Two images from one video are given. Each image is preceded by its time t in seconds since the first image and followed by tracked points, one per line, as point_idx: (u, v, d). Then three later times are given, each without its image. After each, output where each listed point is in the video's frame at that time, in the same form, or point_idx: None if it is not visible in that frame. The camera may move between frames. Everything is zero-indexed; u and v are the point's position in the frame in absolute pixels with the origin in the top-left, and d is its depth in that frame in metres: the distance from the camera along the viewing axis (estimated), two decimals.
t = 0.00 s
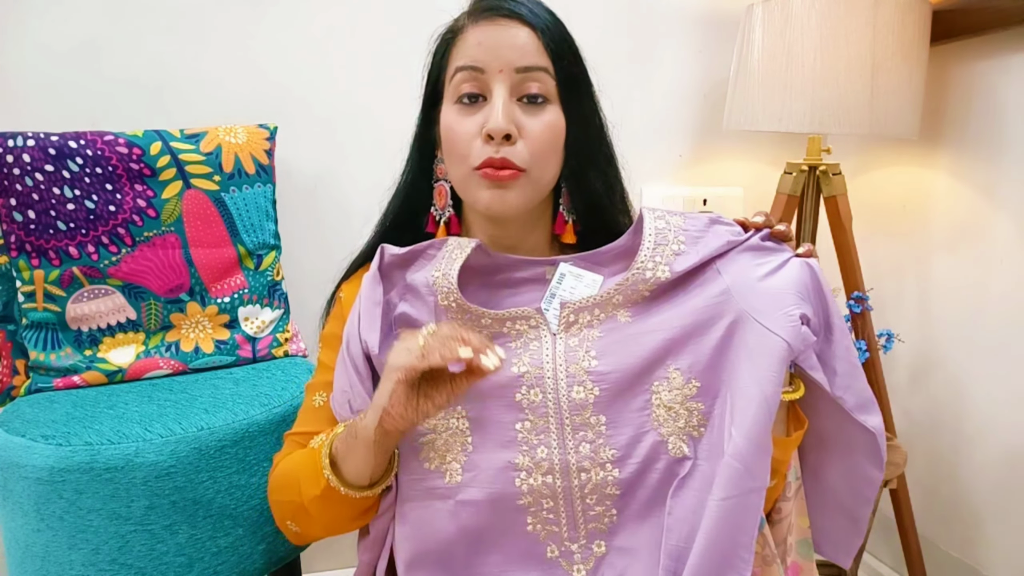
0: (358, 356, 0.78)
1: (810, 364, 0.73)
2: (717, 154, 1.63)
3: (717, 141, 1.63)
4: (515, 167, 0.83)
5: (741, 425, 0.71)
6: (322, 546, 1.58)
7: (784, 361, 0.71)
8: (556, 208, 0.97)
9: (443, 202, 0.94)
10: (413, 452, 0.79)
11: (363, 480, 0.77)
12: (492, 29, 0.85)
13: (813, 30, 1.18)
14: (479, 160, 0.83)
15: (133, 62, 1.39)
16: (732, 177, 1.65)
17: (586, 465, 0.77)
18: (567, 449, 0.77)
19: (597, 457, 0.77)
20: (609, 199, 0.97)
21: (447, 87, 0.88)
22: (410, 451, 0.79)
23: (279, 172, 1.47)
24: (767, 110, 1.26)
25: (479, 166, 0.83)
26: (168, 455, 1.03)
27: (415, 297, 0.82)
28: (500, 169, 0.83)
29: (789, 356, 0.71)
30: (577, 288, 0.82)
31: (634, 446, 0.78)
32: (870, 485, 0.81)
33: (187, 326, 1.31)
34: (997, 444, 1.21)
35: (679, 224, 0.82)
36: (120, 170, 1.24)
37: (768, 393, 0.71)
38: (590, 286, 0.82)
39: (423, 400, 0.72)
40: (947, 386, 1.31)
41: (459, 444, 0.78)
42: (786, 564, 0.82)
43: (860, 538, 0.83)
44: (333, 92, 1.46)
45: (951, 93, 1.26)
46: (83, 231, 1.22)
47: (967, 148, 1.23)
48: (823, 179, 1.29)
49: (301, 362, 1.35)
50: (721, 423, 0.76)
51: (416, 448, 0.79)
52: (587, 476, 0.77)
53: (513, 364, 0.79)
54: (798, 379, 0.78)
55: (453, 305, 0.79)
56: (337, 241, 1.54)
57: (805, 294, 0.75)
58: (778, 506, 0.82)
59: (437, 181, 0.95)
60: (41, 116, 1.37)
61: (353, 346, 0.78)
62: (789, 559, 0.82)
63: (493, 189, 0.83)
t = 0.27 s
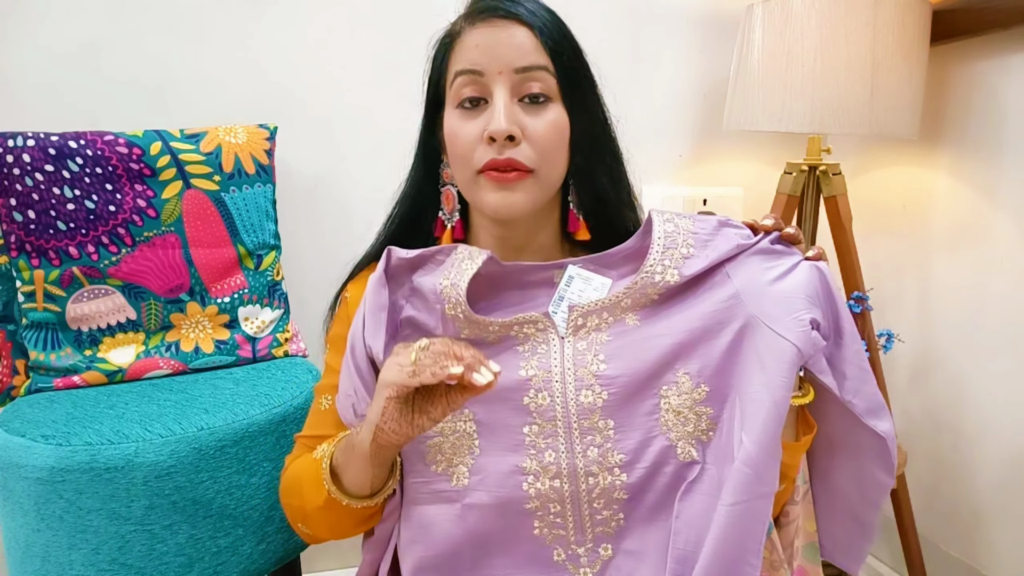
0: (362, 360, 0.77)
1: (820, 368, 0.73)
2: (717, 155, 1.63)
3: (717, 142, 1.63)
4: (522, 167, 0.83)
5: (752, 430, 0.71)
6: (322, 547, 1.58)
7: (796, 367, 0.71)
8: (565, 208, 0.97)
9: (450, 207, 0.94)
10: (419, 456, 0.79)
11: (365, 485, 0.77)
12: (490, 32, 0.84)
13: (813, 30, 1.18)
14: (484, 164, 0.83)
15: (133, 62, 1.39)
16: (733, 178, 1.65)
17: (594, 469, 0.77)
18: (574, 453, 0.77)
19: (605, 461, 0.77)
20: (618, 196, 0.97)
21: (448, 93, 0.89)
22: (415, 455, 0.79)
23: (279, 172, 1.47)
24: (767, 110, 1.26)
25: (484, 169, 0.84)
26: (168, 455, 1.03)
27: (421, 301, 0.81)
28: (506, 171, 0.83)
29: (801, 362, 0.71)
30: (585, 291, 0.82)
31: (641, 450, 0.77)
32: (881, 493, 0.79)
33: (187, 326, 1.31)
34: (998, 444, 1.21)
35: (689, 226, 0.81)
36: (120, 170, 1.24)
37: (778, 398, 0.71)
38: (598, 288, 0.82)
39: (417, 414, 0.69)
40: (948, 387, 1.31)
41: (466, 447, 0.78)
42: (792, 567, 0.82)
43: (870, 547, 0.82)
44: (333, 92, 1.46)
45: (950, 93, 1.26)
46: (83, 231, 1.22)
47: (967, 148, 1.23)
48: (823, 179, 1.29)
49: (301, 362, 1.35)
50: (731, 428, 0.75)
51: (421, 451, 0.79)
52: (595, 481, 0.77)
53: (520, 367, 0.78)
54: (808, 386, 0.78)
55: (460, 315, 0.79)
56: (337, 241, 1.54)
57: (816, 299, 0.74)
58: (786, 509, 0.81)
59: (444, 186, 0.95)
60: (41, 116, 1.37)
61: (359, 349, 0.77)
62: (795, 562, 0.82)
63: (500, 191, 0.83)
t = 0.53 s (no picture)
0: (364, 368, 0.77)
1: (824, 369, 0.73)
2: (717, 155, 1.63)
3: (716, 142, 1.63)
4: (535, 169, 0.83)
5: (758, 432, 0.71)
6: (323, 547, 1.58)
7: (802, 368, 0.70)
8: (570, 206, 0.97)
9: (450, 210, 0.95)
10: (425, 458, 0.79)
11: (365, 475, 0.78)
12: (497, 31, 0.85)
13: (813, 30, 1.18)
14: (497, 165, 0.83)
15: (133, 62, 1.38)
16: (733, 177, 1.65)
17: (599, 471, 0.77)
18: (580, 454, 0.77)
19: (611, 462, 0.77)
20: (621, 197, 0.97)
21: (455, 94, 0.88)
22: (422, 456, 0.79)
23: (279, 172, 1.47)
24: (768, 110, 1.26)
25: (497, 171, 0.83)
26: (168, 455, 1.03)
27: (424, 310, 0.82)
28: (520, 173, 0.83)
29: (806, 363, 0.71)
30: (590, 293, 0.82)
31: (647, 451, 0.77)
32: (886, 494, 0.80)
33: (187, 326, 1.31)
34: (998, 444, 1.21)
35: (694, 228, 0.81)
36: (120, 170, 1.24)
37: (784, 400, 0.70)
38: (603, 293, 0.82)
39: (408, 385, 0.71)
40: (948, 387, 1.31)
41: (471, 448, 0.78)
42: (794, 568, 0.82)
43: (874, 548, 0.82)
44: (333, 92, 1.46)
45: (951, 93, 1.26)
46: (83, 231, 1.22)
47: (967, 148, 1.23)
48: (823, 179, 1.29)
49: (301, 362, 1.35)
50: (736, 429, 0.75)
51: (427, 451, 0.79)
52: (600, 482, 0.77)
53: (526, 369, 0.78)
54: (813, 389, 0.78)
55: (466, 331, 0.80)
56: (338, 242, 1.54)
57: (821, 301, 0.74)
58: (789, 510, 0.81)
59: (443, 189, 0.95)
60: (41, 116, 1.37)
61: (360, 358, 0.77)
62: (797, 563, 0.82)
63: (514, 194, 0.83)
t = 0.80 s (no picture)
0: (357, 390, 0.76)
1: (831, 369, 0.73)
2: (717, 154, 1.63)
3: (716, 142, 1.63)
4: (542, 171, 0.83)
5: (767, 433, 0.71)
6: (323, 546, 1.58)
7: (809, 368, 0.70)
8: (565, 208, 0.96)
9: (451, 210, 0.95)
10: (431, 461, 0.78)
11: (361, 477, 0.84)
12: (505, 33, 0.84)
13: (813, 30, 1.18)
14: (505, 167, 0.83)
15: (134, 62, 1.38)
16: (732, 177, 1.65)
17: (606, 474, 0.76)
18: (586, 457, 0.76)
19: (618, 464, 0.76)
20: (618, 200, 0.97)
21: (461, 95, 0.87)
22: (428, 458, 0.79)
23: (279, 172, 1.47)
24: (768, 110, 1.26)
25: (505, 174, 0.83)
26: (168, 454, 1.03)
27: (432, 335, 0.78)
28: (528, 175, 0.83)
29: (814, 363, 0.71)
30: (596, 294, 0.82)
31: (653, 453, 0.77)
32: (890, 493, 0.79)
33: (186, 326, 1.31)
34: (998, 444, 1.21)
35: (698, 226, 0.81)
36: (120, 170, 1.24)
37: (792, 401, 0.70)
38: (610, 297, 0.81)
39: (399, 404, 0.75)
40: (948, 387, 1.31)
41: (477, 452, 0.77)
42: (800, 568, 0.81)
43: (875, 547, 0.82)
44: (334, 92, 1.46)
45: (950, 94, 1.26)
46: (83, 231, 1.22)
47: (967, 148, 1.23)
48: (824, 179, 1.29)
49: (301, 362, 1.35)
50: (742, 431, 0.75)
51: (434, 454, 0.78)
52: (607, 485, 0.76)
53: (531, 373, 0.78)
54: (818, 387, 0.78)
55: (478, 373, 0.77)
56: (338, 242, 1.54)
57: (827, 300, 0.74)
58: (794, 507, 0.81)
59: (443, 189, 0.96)
60: (41, 116, 1.37)
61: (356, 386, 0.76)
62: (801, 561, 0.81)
63: (522, 197, 0.83)
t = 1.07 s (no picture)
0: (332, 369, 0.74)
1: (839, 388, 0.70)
2: (717, 154, 1.63)
3: (716, 142, 1.63)
4: (544, 166, 0.83)
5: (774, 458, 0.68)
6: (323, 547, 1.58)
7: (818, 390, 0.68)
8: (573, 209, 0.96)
9: (457, 207, 0.95)
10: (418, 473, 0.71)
11: (326, 451, 0.76)
12: (512, 29, 0.85)
13: (813, 30, 1.18)
14: (508, 161, 0.82)
15: (134, 62, 1.39)
16: (733, 177, 1.65)
17: (603, 493, 0.70)
18: (583, 476, 0.70)
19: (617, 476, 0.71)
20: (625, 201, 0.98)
21: (466, 90, 0.88)
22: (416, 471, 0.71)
23: (279, 172, 1.47)
24: (768, 110, 1.26)
25: (507, 168, 0.83)
26: (168, 454, 1.03)
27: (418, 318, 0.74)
28: (529, 170, 0.83)
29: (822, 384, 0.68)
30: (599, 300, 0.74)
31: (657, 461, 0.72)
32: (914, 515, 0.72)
33: (187, 326, 1.31)
34: (998, 444, 1.21)
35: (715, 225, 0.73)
36: (120, 170, 1.24)
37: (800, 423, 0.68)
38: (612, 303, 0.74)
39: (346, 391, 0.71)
40: (948, 387, 1.31)
41: (475, 460, 0.71)
42: None
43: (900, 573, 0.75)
44: (334, 92, 1.46)
45: (950, 94, 1.26)
46: (83, 231, 1.22)
47: (967, 148, 1.23)
48: (823, 179, 1.29)
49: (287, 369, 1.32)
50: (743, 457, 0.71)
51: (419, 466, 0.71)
52: (604, 504, 0.70)
53: (530, 387, 0.72)
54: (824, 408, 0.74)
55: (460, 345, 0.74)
56: (338, 242, 1.53)
57: (825, 330, 0.69)
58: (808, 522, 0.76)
59: (449, 187, 0.95)
60: (42, 117, 1.37)
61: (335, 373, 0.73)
62: None
63: (523, 193, 0.82)
